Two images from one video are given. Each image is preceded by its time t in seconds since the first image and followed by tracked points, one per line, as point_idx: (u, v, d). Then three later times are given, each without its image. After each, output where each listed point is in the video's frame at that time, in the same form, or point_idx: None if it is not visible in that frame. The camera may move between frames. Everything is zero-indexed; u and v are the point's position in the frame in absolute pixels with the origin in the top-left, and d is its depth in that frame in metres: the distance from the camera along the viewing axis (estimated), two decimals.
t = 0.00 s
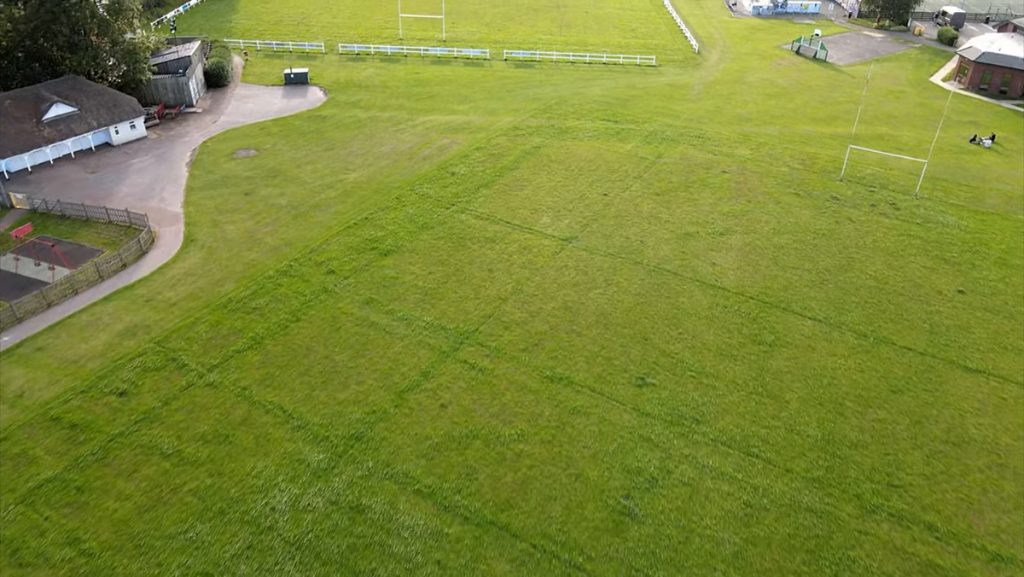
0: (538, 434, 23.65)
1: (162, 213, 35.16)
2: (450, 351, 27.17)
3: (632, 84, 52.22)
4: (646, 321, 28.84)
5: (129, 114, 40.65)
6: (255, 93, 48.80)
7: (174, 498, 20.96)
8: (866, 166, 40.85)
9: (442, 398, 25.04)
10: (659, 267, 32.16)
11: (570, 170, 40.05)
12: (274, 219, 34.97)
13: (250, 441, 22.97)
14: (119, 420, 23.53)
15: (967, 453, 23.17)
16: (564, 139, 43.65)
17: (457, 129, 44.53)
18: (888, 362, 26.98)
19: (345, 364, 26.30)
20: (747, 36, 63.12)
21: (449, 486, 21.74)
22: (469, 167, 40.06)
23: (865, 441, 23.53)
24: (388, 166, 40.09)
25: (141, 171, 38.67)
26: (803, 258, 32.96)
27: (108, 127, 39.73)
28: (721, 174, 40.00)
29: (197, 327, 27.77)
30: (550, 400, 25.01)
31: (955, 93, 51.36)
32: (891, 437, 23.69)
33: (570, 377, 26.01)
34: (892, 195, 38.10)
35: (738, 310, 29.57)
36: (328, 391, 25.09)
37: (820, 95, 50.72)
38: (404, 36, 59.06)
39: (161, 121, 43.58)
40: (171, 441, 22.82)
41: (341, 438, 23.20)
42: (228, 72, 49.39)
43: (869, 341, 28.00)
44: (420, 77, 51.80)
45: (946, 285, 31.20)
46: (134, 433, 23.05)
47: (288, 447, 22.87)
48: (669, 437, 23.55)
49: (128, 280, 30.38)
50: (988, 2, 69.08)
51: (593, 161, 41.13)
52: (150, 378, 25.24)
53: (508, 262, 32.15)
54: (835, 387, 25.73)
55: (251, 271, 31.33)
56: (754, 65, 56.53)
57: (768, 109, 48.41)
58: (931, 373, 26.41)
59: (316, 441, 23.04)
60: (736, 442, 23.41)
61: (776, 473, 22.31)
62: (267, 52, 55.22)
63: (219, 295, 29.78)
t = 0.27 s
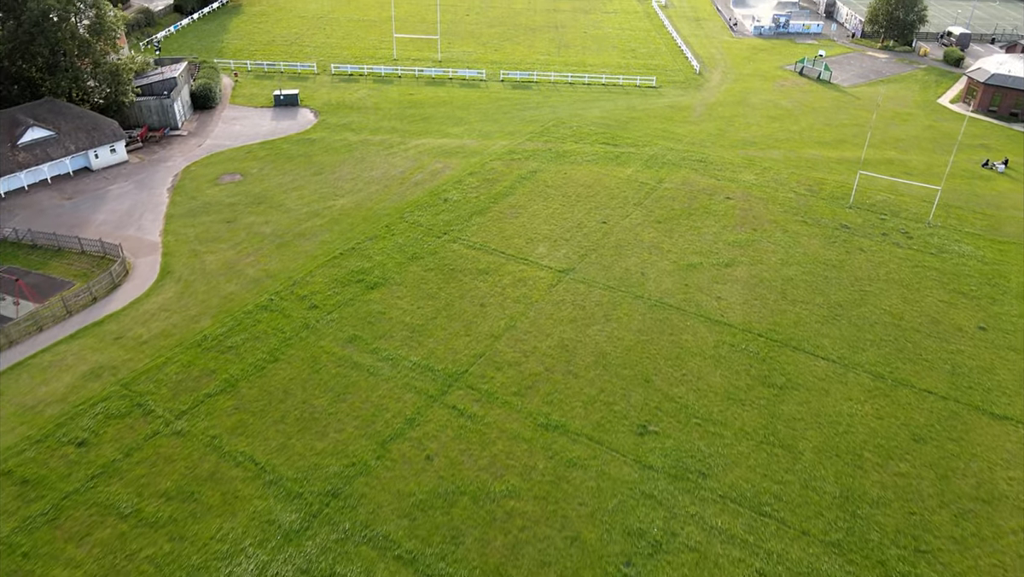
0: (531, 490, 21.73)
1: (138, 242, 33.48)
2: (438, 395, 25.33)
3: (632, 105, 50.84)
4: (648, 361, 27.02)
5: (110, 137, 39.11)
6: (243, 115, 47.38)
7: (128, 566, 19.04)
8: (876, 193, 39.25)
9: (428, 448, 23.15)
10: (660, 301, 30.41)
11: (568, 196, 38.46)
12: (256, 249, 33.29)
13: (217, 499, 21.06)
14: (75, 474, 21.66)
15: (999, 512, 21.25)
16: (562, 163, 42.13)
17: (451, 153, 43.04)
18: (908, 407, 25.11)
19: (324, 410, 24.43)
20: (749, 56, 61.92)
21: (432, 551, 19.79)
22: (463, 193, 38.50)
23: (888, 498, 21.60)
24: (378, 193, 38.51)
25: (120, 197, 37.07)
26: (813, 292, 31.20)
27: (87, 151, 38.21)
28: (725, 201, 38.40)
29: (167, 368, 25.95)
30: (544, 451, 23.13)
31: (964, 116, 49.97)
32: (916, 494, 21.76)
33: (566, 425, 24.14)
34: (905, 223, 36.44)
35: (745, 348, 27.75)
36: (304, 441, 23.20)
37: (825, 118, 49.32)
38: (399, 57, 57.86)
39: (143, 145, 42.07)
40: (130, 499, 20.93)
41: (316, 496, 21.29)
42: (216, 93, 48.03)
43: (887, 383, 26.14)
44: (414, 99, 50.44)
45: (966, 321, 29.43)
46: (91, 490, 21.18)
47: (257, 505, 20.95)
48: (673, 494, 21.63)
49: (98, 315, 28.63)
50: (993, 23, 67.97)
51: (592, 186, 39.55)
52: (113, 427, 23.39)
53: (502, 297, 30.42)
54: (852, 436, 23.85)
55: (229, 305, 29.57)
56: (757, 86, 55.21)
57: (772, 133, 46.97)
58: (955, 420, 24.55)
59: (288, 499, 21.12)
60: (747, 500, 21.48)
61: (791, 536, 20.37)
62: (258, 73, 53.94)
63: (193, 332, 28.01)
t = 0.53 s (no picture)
0: (523, 555, 19.79)
1: (112, 273, 31.76)
2: (423, 443, 23.45)
3: (632, 127, 49.43)
4: (650, 405, 25.15)
5: (88, 161, 37.56)
6: (230, 137, 45.92)
7: None
8: (887, 220, 37.61)
9: (410, 505, 21.21)
10: (663, 338, 28.62)
11: (565, 223, 36.85)
12: (235, 280, 31.56)
13: (176, 566, 19.12)
14: (22, 536, 19.74)
15: None
16: (559, 188, 40.57)
17: (445, 177, 41.52)
18: (932, 458, 23.20)
19: (299, 461, 22.54)
20: (751, 76, 60.68)
21: None
22: (455, 220, 36.88)
23: (914, 564, 19.64)
24: (367, 219, 36.89)
25: (96, 223, 35.43)
26: (825, 327, 29.39)
27: (64, 176, 36.65)
28: (729, 228, 36.77)
29: (132, 413, 24.09)
30: (537, 508, 21.19)
31: (974, 138, 48.53)
32: (945, 559, 19.80)
33: (561, 478, 22.24)
34: (918, 252, 34.75)
35: (754, 390, 25.88)
36: (276, 497, 21.28)
37: (831, 141, 47.87)
38: (393, 77, 56.63)
39: (124, 169, 40.54)
40: (80, 566, 18.99)
41: (286, 562, 19.33)
42: (202, 114, 46.63)
43: (908, 430, 24.23)
44: (408, 120, 49.05)
45: (988, 360, 27.60)
46: (37, 555, 19.24)
47: (220, 573, 18.99)
48: (679, 559, 19.67)
49: (62, 353, 26.84)
50: (999, 43, 66.80)
51: (590, 212, 37.94)
52: (68, 481, 21.50)
53: (494, 333, 28.65)
54: (873, 491, 21.91)
55: (203, 342, 27.76)
56: (759, 107, 53.85)
57: (777, 156, 45.47)
58: (983, 473, 22.63)
59: (254, 566, 19.17)
60: (760, 566, 19.50)
61: None
62: (248, 93, 52.60)
63: (163, 372, 26.17)
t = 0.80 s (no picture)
0: None
1: (81, 305, 29.98)
2: (406, 498, 21.50)
3: (631, 149, 47.99)
4: (652, 454, 23.21)
5: (64, 186, 35.93)
6: (216, 159, 44.42)
7: None
8: (899, 247, 35.90)
9: (389, 571, 19.21)
10: (665, 378, 26.74)
11: (562, 251, 35.18)
12: (212, 313, 29.76)
13: None
14: None
15: None
16: (556, 213, 38.94)
17: (437, 203, 39.95)
18: (961, 515, 21.22)
19: (268, 519, 20.58)
20: (753, 97, 59.39)
21: None
22: (447, 248, 35.20)
23: None
24: (355, 247, 35.21)
25: (69, 251, 33.71)
26: (839, 365, 27.52)
27: (37, 201, 35.02)
28: (735, 256, 35.08)
29: (89, 464, 22.16)
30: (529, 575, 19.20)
31: (985, 161, 47.04)
32: None
33: (556, 538, 20.25)
34: (934, 282, 32.99)
35: (764, 437, 23.95)
36: (240, 562, 19.29)
37: (837, 164, 46.35)
38: (387, 98, 55.37)
39: (103, 193, 38.97)
40: None
41: None
42: (188, 136, 45.18)
43: (933, 483, 22.29)
44: (401, 143, 47.60)
45: (1015, 403, 25.72)
46: None
47: None
48: None
49: (20, 395, 24.99)
50: (1006, 63, 65.63)
51: (588, 239, 36.25)
52: (12, 543, 19.53)
53: (485, 372, 26.80)
54: (898, 554, 19.91)
55: (173, 382, 25.87)
56: (763, 128, 52.40)
57: (782, 179, 43.92)
58: (1018, 533, 20.66)
59: None
60: None
61: None
62: (237, 114, 51.20)
63: (127, 416, 24.27)
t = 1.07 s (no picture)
0: None
1: (46, 339, 28.17)
2: (384, 560, 19.52)
3: (631, 171, 46.49)
4: (656, 509, 21.27)
5: (36, 211, 34.28)
6: (200, 181, 42.87)
7: None
8: (913, 276, 34.17)
9: None
10: (669, 420, 24.84)
11: (558, 280, 33.46)
12: (185, 348, 27.94)
13: None
14: None
15: None
16: (553, 239, 37.28)
17: (429, 228, 38.34)
18: None
19: None
20: (756, 117, 58.05)
21: None
22: (437, 276, 33.49)
23: None
24: (341, 276, 33.51)
25: (39, 280, 31.98)
26: (855, 406, 25.60)
27: (7, 228, 33.36)
28: (740, 285, 33.34)
29: (39, 521, 20.24)
30: None
31: (997, 184, 45.52)
32: None
33: None
34: (952, 314, 31.21)
35: (777, 489, 21.98)
36: None
37: (844, 187, 44.83)
38: (380, 118, 54.05)
39: (79, 218, 37.34)
40: None
41: None
42: (171, 157, 43.68)
43: (964, 543, 20.29)
44: (393, 164, 46.11)
45: None
46: None
47: None
48: None
49: None
50: (1013, 82, 64.38)
51: (586, 267, 34.55)
52: None
53: (475, 415, 24.94)
54: None
55: (137, 426, 23.97)
56: (766, 150, 50.95)
57: (788, 203, 42.33)
58: None
59: None
60: None
61: None
62: (225, 134, 49.78)
63: (85, 464, 22.35)
